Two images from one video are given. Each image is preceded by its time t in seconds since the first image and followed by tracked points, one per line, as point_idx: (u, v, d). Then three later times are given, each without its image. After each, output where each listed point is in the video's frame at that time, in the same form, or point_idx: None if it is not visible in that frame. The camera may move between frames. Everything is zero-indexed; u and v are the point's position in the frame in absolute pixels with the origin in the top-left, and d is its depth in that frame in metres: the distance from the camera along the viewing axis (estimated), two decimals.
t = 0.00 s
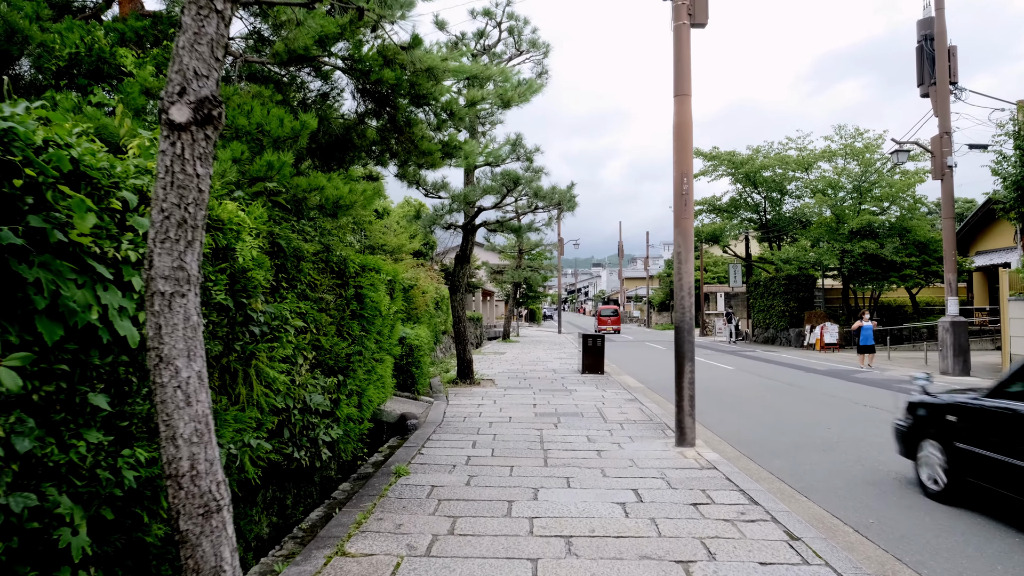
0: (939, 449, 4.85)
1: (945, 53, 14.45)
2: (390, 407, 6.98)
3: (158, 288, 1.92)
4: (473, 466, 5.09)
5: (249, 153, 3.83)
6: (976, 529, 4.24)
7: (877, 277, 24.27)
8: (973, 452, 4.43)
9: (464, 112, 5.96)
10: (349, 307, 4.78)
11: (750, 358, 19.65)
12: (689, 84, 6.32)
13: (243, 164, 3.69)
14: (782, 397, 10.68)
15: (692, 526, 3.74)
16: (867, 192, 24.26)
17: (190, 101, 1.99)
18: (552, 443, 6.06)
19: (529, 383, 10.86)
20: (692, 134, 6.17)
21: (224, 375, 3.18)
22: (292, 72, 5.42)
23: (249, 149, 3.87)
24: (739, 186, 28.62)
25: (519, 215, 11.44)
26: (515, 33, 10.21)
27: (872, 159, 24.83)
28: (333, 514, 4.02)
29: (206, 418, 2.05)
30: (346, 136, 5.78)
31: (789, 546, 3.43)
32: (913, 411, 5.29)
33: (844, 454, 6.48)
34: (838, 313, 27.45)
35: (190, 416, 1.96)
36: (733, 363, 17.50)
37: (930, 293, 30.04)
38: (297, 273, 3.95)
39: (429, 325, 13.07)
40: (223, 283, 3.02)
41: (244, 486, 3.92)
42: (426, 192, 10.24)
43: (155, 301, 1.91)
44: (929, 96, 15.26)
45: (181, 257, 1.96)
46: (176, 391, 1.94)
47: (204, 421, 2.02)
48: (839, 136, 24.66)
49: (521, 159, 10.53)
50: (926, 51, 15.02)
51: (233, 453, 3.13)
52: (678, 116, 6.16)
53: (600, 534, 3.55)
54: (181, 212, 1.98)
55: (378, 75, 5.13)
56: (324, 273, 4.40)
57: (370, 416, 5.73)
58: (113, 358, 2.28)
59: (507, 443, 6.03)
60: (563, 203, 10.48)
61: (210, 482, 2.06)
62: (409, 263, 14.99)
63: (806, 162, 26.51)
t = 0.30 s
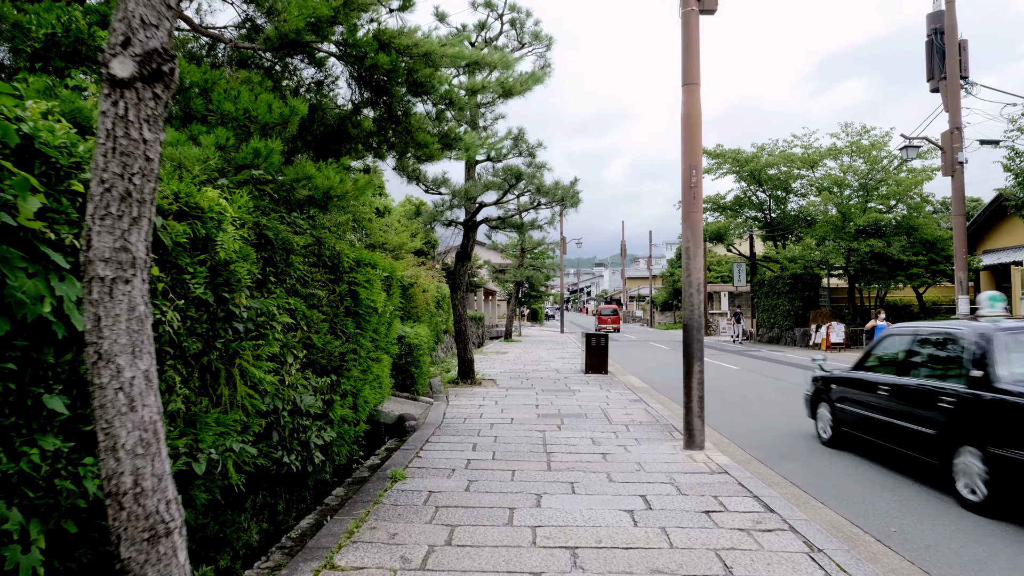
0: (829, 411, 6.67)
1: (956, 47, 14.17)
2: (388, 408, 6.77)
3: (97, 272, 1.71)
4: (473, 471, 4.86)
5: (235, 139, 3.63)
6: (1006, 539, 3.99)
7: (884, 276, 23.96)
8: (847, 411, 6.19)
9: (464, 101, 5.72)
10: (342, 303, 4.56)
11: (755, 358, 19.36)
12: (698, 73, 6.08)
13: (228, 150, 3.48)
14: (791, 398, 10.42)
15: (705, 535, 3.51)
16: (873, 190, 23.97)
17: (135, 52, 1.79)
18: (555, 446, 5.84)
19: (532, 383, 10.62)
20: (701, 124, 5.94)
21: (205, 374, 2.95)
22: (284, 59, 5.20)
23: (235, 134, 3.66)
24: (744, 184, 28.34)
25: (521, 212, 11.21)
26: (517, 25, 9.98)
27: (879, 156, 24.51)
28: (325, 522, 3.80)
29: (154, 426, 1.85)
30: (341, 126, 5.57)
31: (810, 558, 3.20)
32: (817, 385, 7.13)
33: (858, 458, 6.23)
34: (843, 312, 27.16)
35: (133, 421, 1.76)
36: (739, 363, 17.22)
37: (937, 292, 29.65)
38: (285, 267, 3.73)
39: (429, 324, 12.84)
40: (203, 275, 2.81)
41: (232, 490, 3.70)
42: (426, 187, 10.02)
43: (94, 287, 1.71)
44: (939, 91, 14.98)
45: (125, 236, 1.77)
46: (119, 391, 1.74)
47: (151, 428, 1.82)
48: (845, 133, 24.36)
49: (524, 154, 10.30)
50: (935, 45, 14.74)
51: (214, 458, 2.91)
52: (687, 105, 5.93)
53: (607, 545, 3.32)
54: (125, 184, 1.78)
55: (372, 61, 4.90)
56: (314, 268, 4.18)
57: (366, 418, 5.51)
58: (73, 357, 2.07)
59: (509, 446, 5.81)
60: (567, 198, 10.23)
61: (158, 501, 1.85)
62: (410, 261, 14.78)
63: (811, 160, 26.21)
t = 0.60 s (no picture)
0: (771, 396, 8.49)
1: (964, 43, 13.93)
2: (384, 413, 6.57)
3: (10, 276, 1.65)
4: (471, 481, 4.65)
5: (217, 133, 3.42)
6: None
7: (889, 276, 23.70)
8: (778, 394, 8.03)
9: (462, 95, 5.50)
10: (334, 305, 4.36)
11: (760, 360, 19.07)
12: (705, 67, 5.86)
13: (210, 144, 3.28)
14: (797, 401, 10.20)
15: (716, 554, 3.30)
16: (879, 189, 23.70)
17: (53, 18, 1.69)
18: (557, 453, 5.62)
19: (532, 386, 10.42)
20: (708, 121, 5.73)
21: (181, 384, 2.76)
22: (275, 51, 5.01)
23: (217, 128, 3.46)
24: (747, 184, 28.08)
25: (522, 211, 11.00)
26: (518, 20, 9.77)
27: (884, 155, 24.24)
28: (313, 539, 3.59)
29: (78, 460, 1.79)
30: (336, 121, 5.38)
31: None
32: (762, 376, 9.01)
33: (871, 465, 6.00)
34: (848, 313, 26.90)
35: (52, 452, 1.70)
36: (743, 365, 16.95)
37: (943, 293, 29.31)
38: (272, 268, 3.53)
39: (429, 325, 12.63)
40: (178, 278, 2.61)
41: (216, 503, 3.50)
42: (425, 186, 9.80)
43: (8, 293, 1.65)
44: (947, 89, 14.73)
45: (44, 233, 1.69)
46: (41, 416, 1.69)
47: (72, 463, 1.75)
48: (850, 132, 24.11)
49: (525, 152, 10.09)
50: (943, 41, 14.50)
51: (191, 474, 2.73)
52: (694, 100, 5.71)
53: (612, 565, 3.12)
54: (44, 174, 1.70)
55: (365, 51, 4.69)
56: (302, 269, 3.97)
57: (361, 424, 5.31)
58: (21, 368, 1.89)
59: (509, 453, 5.60)
60: (569, 197, 10.01)
61: (80, 550, 1.77)
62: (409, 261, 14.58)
63: (815, 159, 25.96)
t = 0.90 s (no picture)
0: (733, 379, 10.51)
1: (974, 37, 13.64)
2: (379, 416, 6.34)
3: None
4: (469, 488, 4.42)
5: (198, 119, 3.22)
6: None
7: (894, 276, 23.45)
8: (735, 376, 10.18)
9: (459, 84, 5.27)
10: (324, 303, 4.13)
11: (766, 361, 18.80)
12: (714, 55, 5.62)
13: (187, 130, 3.08)
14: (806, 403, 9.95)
15: (731, 569, 3.07)
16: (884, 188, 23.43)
17: None
18: (559, 457, 5.40)
19: (534, 387, 10.20)
20: (717, 111, 5.49)
21: (151, 386, 2.55)
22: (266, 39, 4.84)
23: (197, 113, 3.25)
24: (751, 182, 27.81)
25: (523, 208, 10.77)
26: (520, 11, 9.53)
27: (890, 153, 23.96)
28: (300, 552, 3.36)
29: None
30: (330, 112, 5.16)
31: None
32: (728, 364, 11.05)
33: (887, 470, 5.76)
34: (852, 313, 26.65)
35: None
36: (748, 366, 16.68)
37: (949, 293, 28.99)
38: (254, 263, 3.31)
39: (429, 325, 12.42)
40: (145, 272, 2.39)
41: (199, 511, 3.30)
42: (424, 182, 9.59)
43: None
44: (957, 84, 14.46)
45: None
46: None
47: None
48: (855, 129, 23.82)
49: (526, 148, 9.86)
50: (953, 36, 14.21)
51: (161, 485, 2.50)
52: (703, 90, 5.48)
53: None
54: None
55: (358, 34, 4.45)
56: (288, 265, 3.75)
57: (355, 427, 5.09)
58: None
59: (509, 457, 5.37)
60: (572, 193, 9.78)
61: None
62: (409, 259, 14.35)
63: (820, 157, 25.69)
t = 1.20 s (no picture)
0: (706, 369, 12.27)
1: (984, 32, 13.40)
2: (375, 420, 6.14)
3: None
4: (467, 497, 4.20)
5: (178, 106, 2.99)
6: None
7: (900, 276, 23.18)
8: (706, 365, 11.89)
9: (458, 75, 5.05)
10: (314, 303, 3.92)
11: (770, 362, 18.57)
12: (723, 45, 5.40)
13: (166, 119, 2.86)
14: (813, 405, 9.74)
15: None
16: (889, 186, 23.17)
17: None
18: (562, 464, 5.18)
19: (536, 389, 9.97)
20: (727, 104, 5.27)
21: (120, 394, 2.34)
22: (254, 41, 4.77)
23: (177, 100, 3.02)
24: (754, 181, 27.56)
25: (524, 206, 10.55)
26: (522, 4, 9.32)
27: (895, 152, 23.68)
28: (287, 569, 3.15)
29: None
30: (324, 103, 4.96)
31: None
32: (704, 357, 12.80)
33: (904, 478, 5.53)
34: (857, 313, 26.38)
35: None
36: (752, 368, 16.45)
37: (954, 293, 28.72)
38: (237, 260, 3.09)
39: (428, 325, 12.22)
40: (110, 270, 2.18)
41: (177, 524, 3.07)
42: (423, 179, 9.38)
43: None
44: (966, 80, 14.20)
45: None
46: None
47: None
48: (860, 128, 23.57)
49: (527, 145, 9.64)
50: (962, 31, 13.97)
51: (129, 503, 2.28)
52: (712, 82, 5.26)
53: None
54: None
55: (350, 19, 4.22)
56: (275, 262, 3.54)
57: (349, 433, 4.89)
58: None
59: (510, 464, 5.15)
60: (574, 190, 9.55)
61: None
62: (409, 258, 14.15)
63: (824, 156, 25.43)
